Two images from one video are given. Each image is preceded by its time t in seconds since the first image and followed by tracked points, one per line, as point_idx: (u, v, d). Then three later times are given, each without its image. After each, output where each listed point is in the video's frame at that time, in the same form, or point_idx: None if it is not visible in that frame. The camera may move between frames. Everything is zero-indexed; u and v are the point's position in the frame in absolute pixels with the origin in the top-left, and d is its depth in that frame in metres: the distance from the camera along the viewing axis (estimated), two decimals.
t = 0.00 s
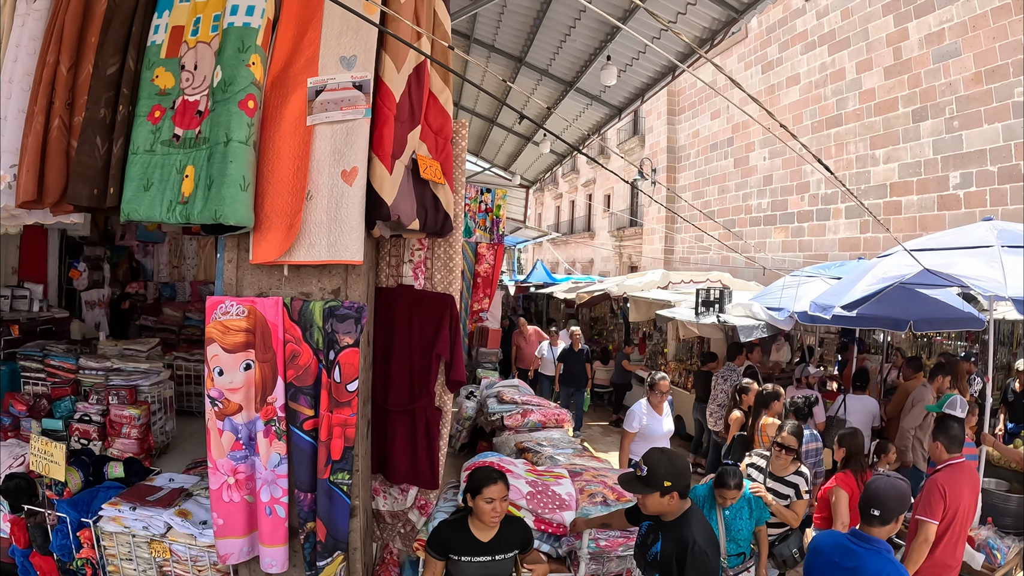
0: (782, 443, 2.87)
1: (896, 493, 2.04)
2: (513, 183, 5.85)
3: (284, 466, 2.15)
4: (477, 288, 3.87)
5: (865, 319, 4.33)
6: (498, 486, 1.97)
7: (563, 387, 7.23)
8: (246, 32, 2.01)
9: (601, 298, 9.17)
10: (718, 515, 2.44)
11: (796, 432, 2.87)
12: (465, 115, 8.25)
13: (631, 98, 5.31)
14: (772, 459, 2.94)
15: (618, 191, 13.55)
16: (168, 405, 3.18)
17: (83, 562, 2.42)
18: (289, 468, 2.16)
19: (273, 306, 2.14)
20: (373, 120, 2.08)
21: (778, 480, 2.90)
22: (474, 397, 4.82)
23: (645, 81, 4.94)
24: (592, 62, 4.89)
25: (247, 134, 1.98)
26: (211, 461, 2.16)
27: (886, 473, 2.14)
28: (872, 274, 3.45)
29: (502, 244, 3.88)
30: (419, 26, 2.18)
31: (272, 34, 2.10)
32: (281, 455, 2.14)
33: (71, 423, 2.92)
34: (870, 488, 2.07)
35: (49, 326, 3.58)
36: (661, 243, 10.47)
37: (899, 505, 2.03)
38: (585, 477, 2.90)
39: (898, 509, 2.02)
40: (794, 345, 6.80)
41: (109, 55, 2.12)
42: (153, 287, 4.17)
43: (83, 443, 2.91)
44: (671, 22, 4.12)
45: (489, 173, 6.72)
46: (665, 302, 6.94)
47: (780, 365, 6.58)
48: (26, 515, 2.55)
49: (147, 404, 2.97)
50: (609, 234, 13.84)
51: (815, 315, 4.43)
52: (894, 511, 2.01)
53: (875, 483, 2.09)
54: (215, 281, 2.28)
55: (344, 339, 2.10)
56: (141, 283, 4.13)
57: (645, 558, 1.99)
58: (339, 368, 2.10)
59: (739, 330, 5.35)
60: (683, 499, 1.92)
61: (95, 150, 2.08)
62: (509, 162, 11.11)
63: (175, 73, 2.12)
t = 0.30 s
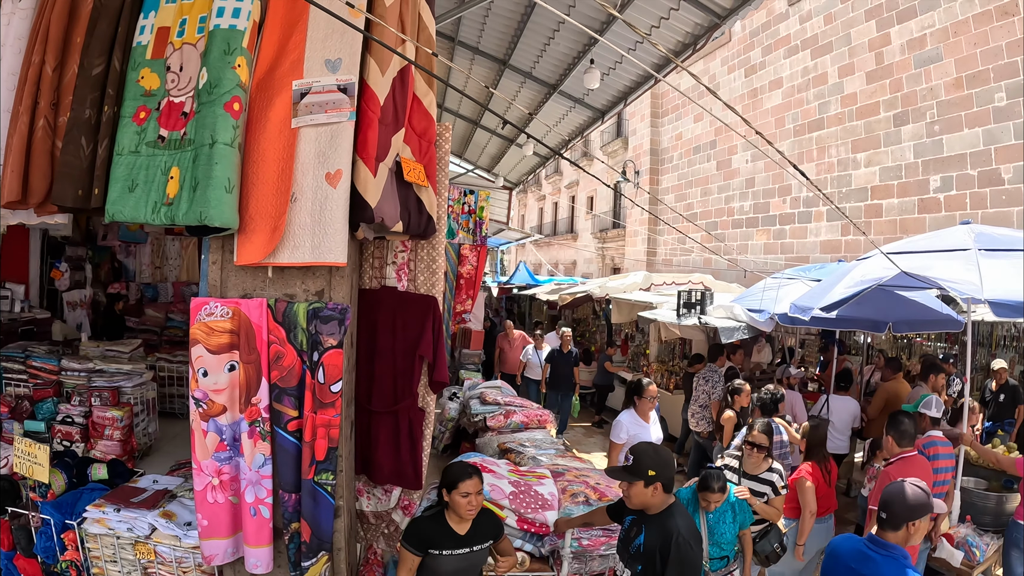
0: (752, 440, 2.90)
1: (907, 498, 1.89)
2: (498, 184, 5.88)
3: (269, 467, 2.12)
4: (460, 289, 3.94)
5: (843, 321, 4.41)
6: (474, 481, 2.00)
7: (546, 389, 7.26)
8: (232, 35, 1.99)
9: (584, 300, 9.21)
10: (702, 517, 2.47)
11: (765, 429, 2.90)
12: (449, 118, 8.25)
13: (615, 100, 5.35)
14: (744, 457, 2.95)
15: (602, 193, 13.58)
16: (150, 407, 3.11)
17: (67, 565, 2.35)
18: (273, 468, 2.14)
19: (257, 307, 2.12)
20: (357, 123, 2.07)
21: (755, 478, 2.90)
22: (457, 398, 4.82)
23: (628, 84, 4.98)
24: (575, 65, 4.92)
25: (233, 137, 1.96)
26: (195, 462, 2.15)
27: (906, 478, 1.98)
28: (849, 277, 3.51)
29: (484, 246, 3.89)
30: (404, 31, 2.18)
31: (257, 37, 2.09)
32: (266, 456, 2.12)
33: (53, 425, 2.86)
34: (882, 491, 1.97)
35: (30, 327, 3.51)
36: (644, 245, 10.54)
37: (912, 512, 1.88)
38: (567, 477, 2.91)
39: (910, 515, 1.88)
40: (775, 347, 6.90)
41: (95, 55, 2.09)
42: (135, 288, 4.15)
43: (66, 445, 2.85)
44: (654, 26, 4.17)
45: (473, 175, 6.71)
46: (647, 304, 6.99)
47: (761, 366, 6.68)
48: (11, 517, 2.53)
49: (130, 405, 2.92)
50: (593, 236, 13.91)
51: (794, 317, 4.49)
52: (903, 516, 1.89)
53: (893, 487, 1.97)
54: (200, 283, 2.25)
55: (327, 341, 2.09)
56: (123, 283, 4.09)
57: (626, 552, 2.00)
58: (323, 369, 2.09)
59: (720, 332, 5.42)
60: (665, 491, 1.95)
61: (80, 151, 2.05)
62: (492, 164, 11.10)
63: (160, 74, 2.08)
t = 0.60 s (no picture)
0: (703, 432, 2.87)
1: (879, 488, 1.87)
2: (457, 179, 5.88)
3: (229, 463, 2.07)
4: (417, 286, 3.93)
5: (793, 316, 4.61)
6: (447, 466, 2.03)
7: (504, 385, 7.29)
8: (194, 28, 1.94)
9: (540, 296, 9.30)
10: (670, 518, 2.45)
11: (716, 421, 2.86)
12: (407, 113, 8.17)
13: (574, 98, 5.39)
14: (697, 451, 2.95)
15: (559, 191, 13.69)
16: (107, 406, 2.97)
17: (26, 568, 2.24)
18: (234, 465, 2.09)
19: (217, 302, 2.07)
20: (317, 118, 2.04)
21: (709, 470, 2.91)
22: (414, 394, 4.80)
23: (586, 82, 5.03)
24: (535, 63, 4.96)
25: (193, 131, 1.91)
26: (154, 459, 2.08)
27: (886, 470, 1.95)
28: (799, 274, 3.66)
29: (442, 242, 3.86)
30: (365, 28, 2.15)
31: (219, 30, 2.03)
32: (226, 452, 2.07)
33: (6, 425, 2.68)
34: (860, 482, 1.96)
35: None
36: (600, 242, 10.69)
37: (883, 501, 1.86)
38: (525, 470, 2.95)
39: (880, 504, 1.86)
40: (726, 341, 7.14)
41: (53, 45, 2.00)
42: (88, 284, 3.86)
43: (20, 446, 2.67)
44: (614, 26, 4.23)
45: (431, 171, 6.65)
46: (604, 300, 7.11)
47: (713, 360, 6.92)
48: None
49: (85, 405, 2.77)
50: (549, 233, 14.04)
51: (745, 312, 4.67)
52: (875, 505, 1.86)
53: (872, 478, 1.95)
54: (158, 278, 2.18)
55: (287, 335, 2.05)
56: (76, 280, 3.83)
57: (586, 540, 2.04)
58: (283, 364, 2.06)
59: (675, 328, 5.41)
60: (624, 478, 2.00)
61: (37, 143, 1.95)
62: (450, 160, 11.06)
63: (120, 66, 2.01)
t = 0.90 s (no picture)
0: (641, 425, 2.81)
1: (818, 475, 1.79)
2: (398, 170, 5.78)
3: (158, 459, 2.00)
4: (357, 279, 3.86)
5: (725, 309, 4.81)
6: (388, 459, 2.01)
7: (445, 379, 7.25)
8: (124, 14, 1.82)
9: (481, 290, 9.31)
10: (619, 518, 2.32)
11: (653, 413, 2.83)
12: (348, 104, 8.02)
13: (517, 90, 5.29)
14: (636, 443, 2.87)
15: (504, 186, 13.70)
16: (39, 405, 2.79)
17: None
18: (163, 461, 2.02)
19: (144, 295, 1.98)
20: (245, 108, 1.99)
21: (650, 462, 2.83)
22: (353, 389, 4.72)
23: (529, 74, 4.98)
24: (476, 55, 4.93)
25: (122, 120, 1.81)
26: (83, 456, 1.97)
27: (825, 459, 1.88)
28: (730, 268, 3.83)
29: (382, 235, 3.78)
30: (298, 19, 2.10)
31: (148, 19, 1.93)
32: (155, 448, 1.99)
33: None
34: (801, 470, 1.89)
35: None
36: (542, 236, 10.77)
37: (823, 488, 1.78)
38: (459, 463, 2.97)
39: (821, 491, 1.77)
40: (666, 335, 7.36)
41: None
42: (23, 279, 3.47)
43: None
44: (553, 22, 4.18)
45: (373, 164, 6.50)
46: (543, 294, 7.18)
47: (651, 353, 7.11)
48: None
49: (19, 403, 2.61)
50: (493, 228, 14.06)
51: (679, 306, 4.85)
52: (815, 493, 1.78)
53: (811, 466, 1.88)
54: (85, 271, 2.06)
55: (214, 328, 1.99)
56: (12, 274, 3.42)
57: (517, 530, 2.07)
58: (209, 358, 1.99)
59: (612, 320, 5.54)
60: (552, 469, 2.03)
61: None
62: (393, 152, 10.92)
63: (48, 53, 1.85)
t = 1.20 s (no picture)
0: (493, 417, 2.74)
1: (678, 449, 1.94)
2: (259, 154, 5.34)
3: None
4: (222, 267, 3.57)
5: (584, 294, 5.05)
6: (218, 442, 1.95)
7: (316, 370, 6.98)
8: None
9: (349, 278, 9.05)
10: (471, 522, 2.27)
11: (504, 403, 2.75)
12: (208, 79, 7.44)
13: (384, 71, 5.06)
14: (491, 436, 2.82)
15: (380, 172, 13.36)
16: None
17: None
18: None
19: None
20: (70, 79, 1.81)
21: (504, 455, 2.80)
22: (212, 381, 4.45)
23: (398, 54, 4.81)
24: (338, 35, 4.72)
25: None
26: None
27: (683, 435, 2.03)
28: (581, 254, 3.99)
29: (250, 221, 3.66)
30: None
31: None
32: None
33: None
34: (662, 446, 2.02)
35: None
36: (417, 224, 10.66)
37: (683, 462, 1.92)
38: (308, 455, 2.92)
39: (682, 465, 1.92)
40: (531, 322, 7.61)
41: None
42: None
43: None
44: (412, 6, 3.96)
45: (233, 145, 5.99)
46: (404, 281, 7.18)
47: (516, 339, 7.25)
48: None
49: None
50: (368, 215, 13.74)
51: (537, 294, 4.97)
52: (677, 467, 1.92)
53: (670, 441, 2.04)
54: None
55: (37, 316, 1.79)
56: None
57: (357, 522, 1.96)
58: (34, 349, 1.79)
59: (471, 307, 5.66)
60: (391, 459, 1.94)
61: None
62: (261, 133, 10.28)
63: None
